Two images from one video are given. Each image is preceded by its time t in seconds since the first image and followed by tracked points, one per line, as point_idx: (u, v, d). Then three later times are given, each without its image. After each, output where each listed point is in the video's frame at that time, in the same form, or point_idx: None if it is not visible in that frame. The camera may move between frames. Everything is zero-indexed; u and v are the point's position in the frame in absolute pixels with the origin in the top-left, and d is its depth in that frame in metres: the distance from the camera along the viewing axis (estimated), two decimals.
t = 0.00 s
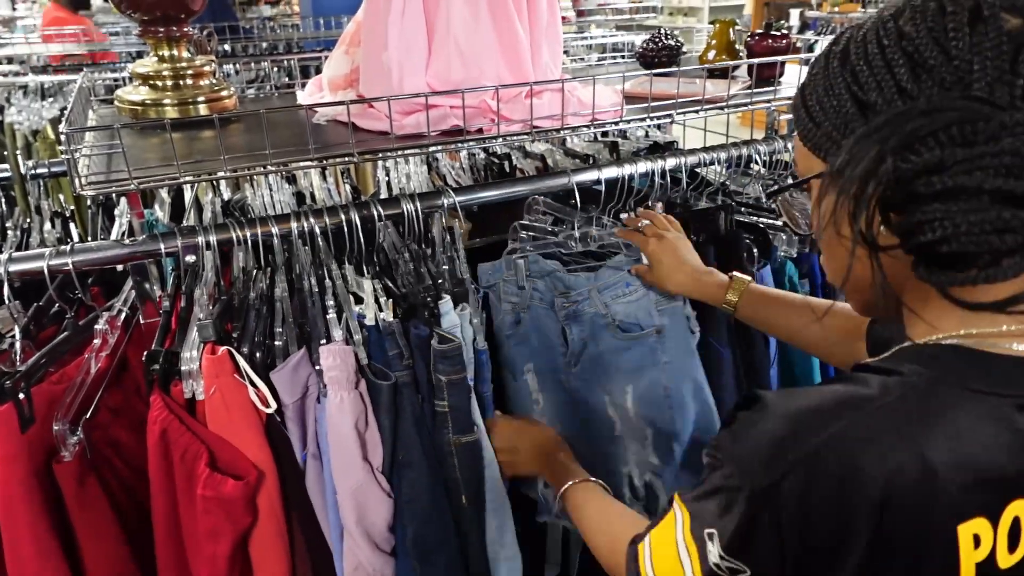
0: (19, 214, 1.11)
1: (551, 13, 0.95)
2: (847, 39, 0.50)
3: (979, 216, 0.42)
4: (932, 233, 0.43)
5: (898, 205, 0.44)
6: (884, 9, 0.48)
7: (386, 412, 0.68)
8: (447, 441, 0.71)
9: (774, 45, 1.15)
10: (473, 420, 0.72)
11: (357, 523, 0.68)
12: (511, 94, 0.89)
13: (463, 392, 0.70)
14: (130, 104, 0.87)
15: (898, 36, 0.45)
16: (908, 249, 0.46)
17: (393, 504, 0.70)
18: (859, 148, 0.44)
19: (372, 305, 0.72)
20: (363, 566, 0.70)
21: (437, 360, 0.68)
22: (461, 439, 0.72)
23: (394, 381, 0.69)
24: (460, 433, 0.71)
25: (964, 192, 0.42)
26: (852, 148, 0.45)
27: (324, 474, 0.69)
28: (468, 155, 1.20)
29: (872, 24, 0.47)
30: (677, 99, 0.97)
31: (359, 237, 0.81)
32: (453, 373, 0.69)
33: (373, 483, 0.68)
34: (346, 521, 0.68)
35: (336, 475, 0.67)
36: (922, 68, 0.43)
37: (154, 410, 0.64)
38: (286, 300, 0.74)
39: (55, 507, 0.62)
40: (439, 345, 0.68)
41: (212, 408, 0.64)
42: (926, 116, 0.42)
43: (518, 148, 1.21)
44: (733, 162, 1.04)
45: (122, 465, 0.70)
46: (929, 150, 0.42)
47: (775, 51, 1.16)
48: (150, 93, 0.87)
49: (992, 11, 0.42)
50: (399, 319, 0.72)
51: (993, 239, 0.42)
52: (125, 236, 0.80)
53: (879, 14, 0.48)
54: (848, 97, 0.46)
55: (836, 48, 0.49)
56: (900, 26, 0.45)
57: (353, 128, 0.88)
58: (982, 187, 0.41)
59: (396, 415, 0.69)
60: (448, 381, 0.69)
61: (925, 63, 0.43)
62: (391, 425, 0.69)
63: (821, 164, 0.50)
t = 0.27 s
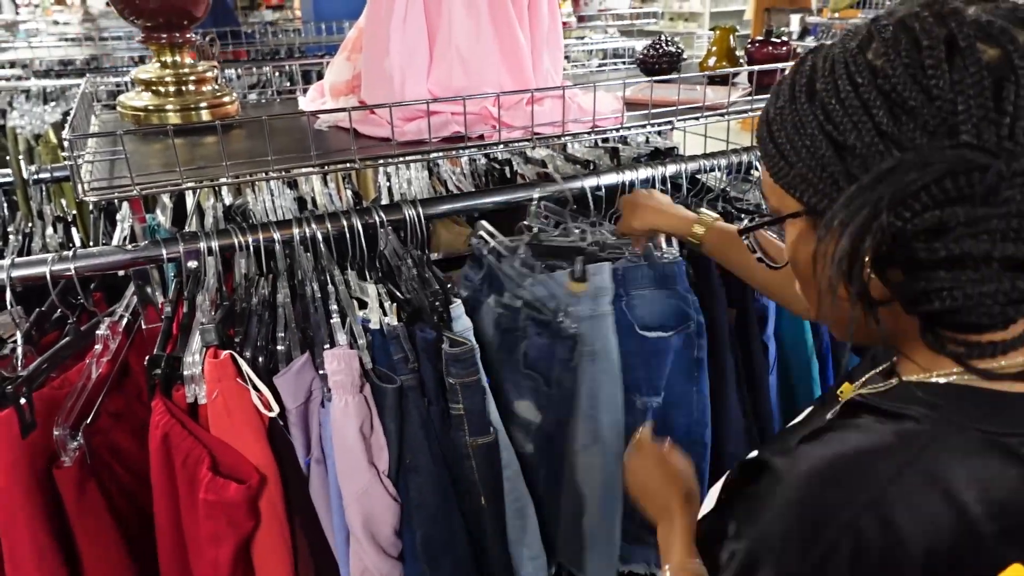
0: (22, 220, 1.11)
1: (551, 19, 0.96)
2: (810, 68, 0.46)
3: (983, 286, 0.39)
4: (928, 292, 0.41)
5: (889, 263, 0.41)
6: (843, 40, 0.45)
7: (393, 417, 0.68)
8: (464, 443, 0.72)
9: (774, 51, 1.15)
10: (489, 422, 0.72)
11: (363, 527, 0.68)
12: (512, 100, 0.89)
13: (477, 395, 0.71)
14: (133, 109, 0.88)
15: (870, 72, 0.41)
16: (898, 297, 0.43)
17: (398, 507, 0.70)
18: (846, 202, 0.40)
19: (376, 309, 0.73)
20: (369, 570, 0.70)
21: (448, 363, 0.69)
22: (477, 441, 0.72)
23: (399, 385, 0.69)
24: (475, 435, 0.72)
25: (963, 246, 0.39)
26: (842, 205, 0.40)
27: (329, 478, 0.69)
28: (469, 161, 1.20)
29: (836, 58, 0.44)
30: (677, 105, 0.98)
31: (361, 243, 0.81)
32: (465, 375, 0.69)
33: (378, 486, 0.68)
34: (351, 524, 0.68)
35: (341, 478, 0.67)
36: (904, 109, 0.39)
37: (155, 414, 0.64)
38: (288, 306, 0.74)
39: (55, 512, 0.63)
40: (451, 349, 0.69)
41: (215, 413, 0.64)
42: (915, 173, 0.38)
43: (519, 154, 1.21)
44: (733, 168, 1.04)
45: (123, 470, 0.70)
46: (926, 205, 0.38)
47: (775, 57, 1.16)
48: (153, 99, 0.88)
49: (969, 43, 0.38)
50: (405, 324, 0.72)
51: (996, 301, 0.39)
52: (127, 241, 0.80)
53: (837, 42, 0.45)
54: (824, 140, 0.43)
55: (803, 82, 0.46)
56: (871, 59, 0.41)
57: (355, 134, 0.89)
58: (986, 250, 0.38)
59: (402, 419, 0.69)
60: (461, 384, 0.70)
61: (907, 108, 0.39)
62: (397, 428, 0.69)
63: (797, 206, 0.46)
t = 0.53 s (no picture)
0: (30, 231, 1.12)
1: (553, 27, 0.96)
2: (745, 148, 0.44)
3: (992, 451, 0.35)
4: (949, 438, 0.36)
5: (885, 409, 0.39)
6: (773, 125, 0.42)
7: (396, 426, 0.69)
8: (465, 452, 0.72)
9: (777, 57, 1.15)
10: (491, 430, 0.73)
11: (367, 534, 0.68)
12: (514, 109, 0.89)
13: (479, 404, 0.71)
14: (139, 120, 0.88)
15: (815, 182, 0.39)
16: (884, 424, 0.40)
17: (401, 515, 0.70)
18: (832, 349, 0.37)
19: (380, 318, 0.73)
20: None
21: (451, 372, 0.69)
22: (480, 449, 0.72)
23: (404, 394, 0.69)
24: (478, 444, 0.72)
25: (966, 404, 0.35)
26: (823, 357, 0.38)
27: (333, 486, 0.70)
28: (472, 168, 1.20)
29: (771, 152, 0.41)
30: (679, 111, 0.98)
31: (364, 251, 0.81)
32: (468, 384, 0.70)
33: (383, 494, 0.68)
34: (354, 531, 0.68)
35: (346, 487, 0.67)
36: (858, 227, 0.38)
37: (161, 423, 0.64)
38: (292, 315, 0.75)
39: (63, 522, 0.63)
40: (454, 358, 0.69)
41: (220, 422, 0.65)
42: (879, 321, 0.36)
43: (522, 161, 1.22)
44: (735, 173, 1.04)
45: (130, 479, 0.70)
46: (917, 361, 0.36)
47: (778, 62, 1.16)
48: (158, 110, 0.88)
49: (916, 138, 0.37)
50: (408, 332, 0.72)
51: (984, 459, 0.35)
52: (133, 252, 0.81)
53: (780, 114, 0.42)
54: (776, 252, 0.41)
55: (740, 175, 0.43)
56: (809, 161, 0.39)
57: (359, 143, 0.89)
58: (983, 401, 0.34)
59: (405, 428, 0.69)
60: (462, 393, 0.70)
61: (864, 228, 0.38)
62: (400, 437, 0.69)
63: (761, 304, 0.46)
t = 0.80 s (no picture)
0: (29, 230, 1.12)
1: (551, 26, 0.97)
2: (674, 176, 0.43)
3: (864, 519, 0.38)
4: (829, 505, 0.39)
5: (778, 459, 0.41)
6: (697, 165, 0.40)
7: (396, 423, 0.69)
8: (465, 449, 0.72)
9: (775, 54, 1.15)
10: (490, 428, 0.73)
11: (367, 532, 0.68)
12: (512, 106, 0.89)
13: (478, 401, 0.71)
14: (138, 121, 0.88)
15: (724, 242, 0.38)
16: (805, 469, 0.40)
17: (402, 513, 0.70)
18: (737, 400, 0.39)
19: (379, 316, 0.74)
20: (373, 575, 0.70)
21: (451, 369, 0.69)
22: (479, 447, 0.72)
23: (404, 391, 0.69)
24: (477, 441, 0.72)
25: (842, 480, 0.37)
26: (742, 400, 0.39)
27: (333, 483, 0.70)
28: (471, 166, 1.20)
29: (690, 202, 0.40)
30: (678, 108, 0.98)
31: (363, 250, 0.82)
32: (467, 382, 0.69)
33: (383, 492, 0.68)
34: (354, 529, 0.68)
35: (346, 484, 0.67)
36: (758, 287, 0.38)
37: (161, 421, 0.64)
38: (291, 313, 0.75)
39: (64, 521, 0.63)
40: (453, 355, 0.69)
41: (220, 420, 0.65)
42: (781, 392, 0.37)
43: (521, 159, 1.22)
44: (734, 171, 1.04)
45: (130, 478, 0.71)
46: (808, 429, 0.38)
47: (776, 59, 1.16)
48: (157, 109, 0.88)
49: (820, 207, 0.35)
50: (408, 330, 0.73)
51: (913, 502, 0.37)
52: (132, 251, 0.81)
53: (707, 143, 0.41)
54: (694, 296, 0.42)
55: (667, 210, 0.42)
56: (721, 216, 0.38)
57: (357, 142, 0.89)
58: (856, 481, 0.37)
59: (405, 426, 0.69)
60: (462, 390, 0.70)
61: (767, 294, 0.38)
62: (400, 435, 0.69)
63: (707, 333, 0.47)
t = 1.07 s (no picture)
0: (28, 238, 1.12)
1: (551, 33, 0.97)
2: (670, 191, 0.46)
3: (918, 486, 0.36)
4: (875, 477, 0.38)
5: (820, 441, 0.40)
6: (693, 173, 0.43)
7: (397, 430, 0.68)
8: (466, 456, 0.72)
9: (774, 61, 1.16)
10: (492, 434, 0.72)
11: (368, 541, 0.68)
12: (513, 114, 0.90)
13: (480, 408, 0.71)
14: (138, 127, 0.88)
15: (735, 236, 0.40)
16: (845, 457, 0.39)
17: (403, 521, 0.70)
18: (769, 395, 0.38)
19: (380, 323, 0.73)
20: None
21: (452, 376, 0.69)
22: (480, 453, 0.72)
23: (404, 398, 0.69)
24: (478, 448, 0.72)
25: (892, 446, 0.36)
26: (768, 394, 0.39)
27: (334, 491, 0.69)
28: (471, 174, 1.21)
29: (693, 207, 0.42)
30: (678, 115, 0.98)
31: (364, 257, 0.81)
32: (468, 388, 0.69)
33: (384, 500, 0.68)
34: (355, 538, 0.68)
35: (347, 492, 0.67)
36: (774, 272, 0.39)
37: (161, 428, 0.64)
38: (292, 320, 0.75)
39: (63, 530, 0.63)
40: (454, 362, 0.69)
41: (221, 427, 0.64)
42: (816, 370, 0.36)
43: (521, 167, 1.22)
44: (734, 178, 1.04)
45: (130, 486, 0.70)
46: (848, 405, 0.38)
47: (775, 67, 1.17)
48: (157, 117, 0.88)
49: (822, 187, 0.38)
50: (409, 337, 0.72)
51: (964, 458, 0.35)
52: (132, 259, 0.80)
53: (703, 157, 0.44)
54: (709, 299, 0.42)
55: (669, 222, 0.45)
56: (728, 214, 0.40)
57: (358, 149, 0.89)
58: (905, 441, 0.36)
59: (406, 433, 0.69)
60: (463, 397, 0.70)
61: (784, 279, 0.39)
62: (401, 442, 0.69)
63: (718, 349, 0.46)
